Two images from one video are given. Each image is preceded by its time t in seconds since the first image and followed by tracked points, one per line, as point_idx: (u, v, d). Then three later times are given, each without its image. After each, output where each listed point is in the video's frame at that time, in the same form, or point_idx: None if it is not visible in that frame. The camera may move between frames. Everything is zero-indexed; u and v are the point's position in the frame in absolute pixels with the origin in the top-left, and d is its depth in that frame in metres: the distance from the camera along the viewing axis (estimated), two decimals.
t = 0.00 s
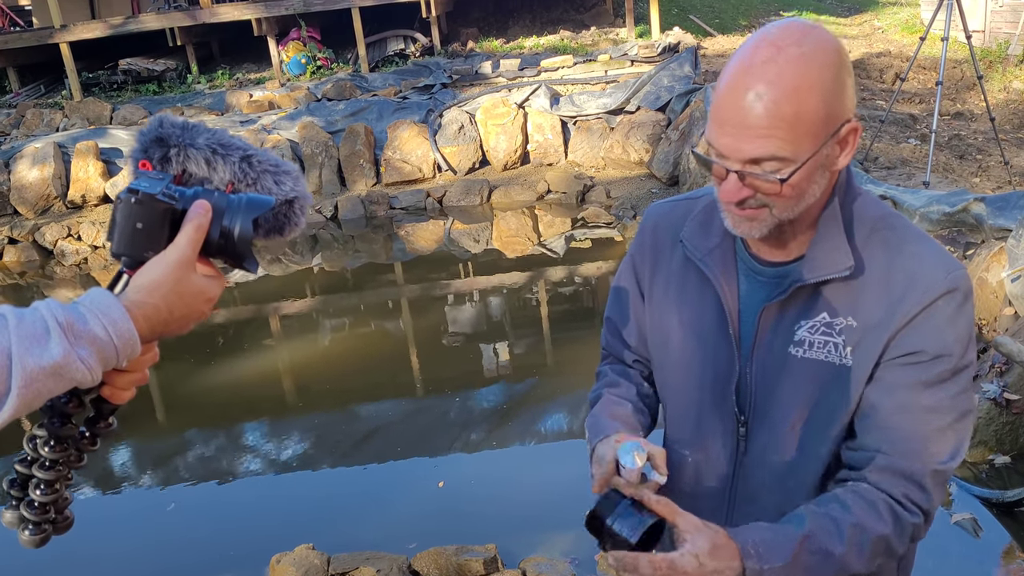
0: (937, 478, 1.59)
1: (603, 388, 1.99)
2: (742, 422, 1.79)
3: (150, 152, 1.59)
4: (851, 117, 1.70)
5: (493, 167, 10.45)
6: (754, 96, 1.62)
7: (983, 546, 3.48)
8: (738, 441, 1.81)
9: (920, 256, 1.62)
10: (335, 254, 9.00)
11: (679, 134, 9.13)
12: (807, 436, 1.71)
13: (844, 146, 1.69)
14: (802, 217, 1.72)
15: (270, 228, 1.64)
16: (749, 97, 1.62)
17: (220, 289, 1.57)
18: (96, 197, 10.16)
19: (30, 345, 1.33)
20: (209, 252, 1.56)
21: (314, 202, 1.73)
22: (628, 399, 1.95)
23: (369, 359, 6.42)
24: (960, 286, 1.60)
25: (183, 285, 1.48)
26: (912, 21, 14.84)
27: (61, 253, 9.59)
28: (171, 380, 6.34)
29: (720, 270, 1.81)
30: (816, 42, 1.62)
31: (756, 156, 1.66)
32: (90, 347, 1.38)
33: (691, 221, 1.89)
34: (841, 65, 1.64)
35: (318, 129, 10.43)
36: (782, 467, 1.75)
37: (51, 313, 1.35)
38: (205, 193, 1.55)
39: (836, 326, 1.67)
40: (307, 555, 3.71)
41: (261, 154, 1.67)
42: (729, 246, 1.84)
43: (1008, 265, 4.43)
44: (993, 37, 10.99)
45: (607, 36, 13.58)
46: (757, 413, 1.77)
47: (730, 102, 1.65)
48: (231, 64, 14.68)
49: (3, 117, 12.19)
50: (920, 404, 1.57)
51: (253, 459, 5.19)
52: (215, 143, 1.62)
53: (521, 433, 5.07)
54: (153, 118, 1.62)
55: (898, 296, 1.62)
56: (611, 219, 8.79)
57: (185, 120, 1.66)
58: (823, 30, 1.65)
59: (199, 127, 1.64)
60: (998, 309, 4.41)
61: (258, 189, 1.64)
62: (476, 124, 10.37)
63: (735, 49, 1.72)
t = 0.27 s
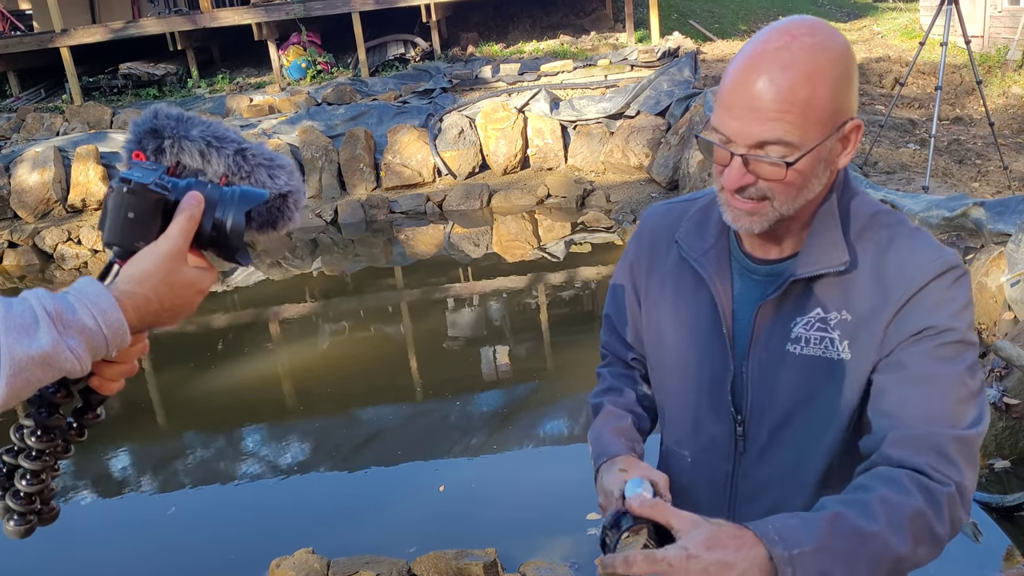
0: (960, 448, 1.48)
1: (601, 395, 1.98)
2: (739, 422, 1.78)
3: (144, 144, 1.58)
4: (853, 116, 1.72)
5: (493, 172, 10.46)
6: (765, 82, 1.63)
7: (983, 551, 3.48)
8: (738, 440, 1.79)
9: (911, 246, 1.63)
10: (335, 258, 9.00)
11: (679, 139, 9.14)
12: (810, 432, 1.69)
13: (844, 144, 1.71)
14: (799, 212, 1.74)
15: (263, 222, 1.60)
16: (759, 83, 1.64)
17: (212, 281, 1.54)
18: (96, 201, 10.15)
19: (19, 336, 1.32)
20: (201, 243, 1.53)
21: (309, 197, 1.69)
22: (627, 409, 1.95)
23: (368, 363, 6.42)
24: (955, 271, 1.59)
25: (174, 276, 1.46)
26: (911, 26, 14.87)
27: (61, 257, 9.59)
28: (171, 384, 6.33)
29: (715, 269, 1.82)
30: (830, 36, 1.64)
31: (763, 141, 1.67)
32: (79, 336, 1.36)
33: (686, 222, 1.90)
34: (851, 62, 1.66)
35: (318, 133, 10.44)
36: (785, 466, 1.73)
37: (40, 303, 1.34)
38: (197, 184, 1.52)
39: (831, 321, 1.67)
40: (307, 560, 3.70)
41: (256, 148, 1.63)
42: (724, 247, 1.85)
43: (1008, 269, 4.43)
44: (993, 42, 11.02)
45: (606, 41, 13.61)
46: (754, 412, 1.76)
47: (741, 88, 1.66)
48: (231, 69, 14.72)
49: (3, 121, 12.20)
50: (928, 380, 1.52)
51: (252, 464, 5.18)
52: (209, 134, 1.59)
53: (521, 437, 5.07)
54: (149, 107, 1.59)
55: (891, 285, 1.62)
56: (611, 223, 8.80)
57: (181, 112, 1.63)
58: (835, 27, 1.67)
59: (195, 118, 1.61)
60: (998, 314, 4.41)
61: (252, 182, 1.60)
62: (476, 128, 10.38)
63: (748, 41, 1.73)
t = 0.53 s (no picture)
0: (956, 470, 1.49)
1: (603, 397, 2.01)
2: (735, 432, 1.79)
3: (136, 129, 1.57)
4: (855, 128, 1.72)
5: (493, 175, 10.47)
6: (767, 74, 1.65)
7: (983, 555, 3.47)
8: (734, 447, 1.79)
9: (907, 258, 1.61)
10: (334, 262, 9.00)
11: (679, 143, 9.15)
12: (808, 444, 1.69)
13: (842, 153, 1.71)
14: (783, 218, 1.75)
15: (253, 210, 1.60)
16: (760, 75, 1.66)
17: (201, 267, 1.52)
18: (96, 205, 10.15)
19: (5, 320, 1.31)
20: (190, 229, 1.52)
21: (301, 186, 1.68)
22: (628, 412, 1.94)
23: (368, 366, 6.42)
24: (952, 284, 1.58)
25: (162, 261, 1.45)
26: (910, 30, 14.89)
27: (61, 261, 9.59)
28: (170, 387, 6.33)
29: (710, 278, 1.82)
30: (841, 42, 1.64)
31: (756, 133, 1.69)
32: (64, 321, 1.35)
33: (683, 229, 1.90)
34: (859, 72, 1.66)
35: (318, 137, 10.45)
36: (781, 475, 1.73)
37: (25, 287, 1.33)
38: (188, 168, 1.51)
39: (827, 333, 1.66)
40: (307, 563, 3.70)
41: (249, 136, 1.62)
42: (720, 255, 1.84)
43: (1007, 274, 4.43)
44: (992, 47, 11.04)
45: (606, 45, 13.63)
46: (749, 423, 1.76)
47: (746, 77, 1.68)
48: (231, 72, 14.74)
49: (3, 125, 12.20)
50: (924, 396, 1.52)
51: (251, 467, 5.18)
52: (202, 122, 1.58)
53: (520, 441, 5.07)
54: (141, 93, 1.57)
55: (887, 297, 1.61)
56: (611, 227, 8.80)
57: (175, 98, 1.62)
58: (849, 34, 1.67)
59: (188, 105, 1.60)
60: (998, 318, 4.41)
61: (244, 170, 1.60)
62: (476, 132, 10.38)
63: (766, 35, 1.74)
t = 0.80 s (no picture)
0: (948, 496, 1.53)
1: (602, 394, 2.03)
2: (731, 435, 1.78)
3: (126, 118, 1.48)
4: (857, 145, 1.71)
5: (493, 178, 10.47)
6: (769, 87, 1.64)
7: (982, 558, 3.47)
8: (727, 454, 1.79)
9: (911, 271, 1.61)
10: (333, 265, 9.00)
11: (677, 146, 9.16)
12: (803, 454, 1.69)
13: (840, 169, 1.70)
14: (782, 227, 1.74)
15: (244, 203, 1.50)
16: (761, 86, 1.65)
17: (188, 257, 1.45)
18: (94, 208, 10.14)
19: None
20: (178, 218, 1.45)
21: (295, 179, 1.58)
22: (625, 412, 1.98)
23: (367, 370, 6.41)
24: (954, 302, 1.58)
25: (147, 251, 1.38)
26: (908, 34, 14.93)
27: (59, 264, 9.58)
28: (169, 391, 6.31)
29: (710, 281, 1.82)
30: (848, 56, 1.62)
31: (753, 145, 1.69)
32: (48, 310, 1.27)
33: (684, 230, 1.91)
34: (864, 88, 1.65)
35: (317, 140, 10.45)
36: (774, 482, 1.73)
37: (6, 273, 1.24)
38: (176, 158, 1.43)
39: (830, 340, 1.65)
40: (306, 567, 3.68)
41: (242, 126, 1.52)
42: (721, 258, 1.84)
43: (1006, 276, 4.43)
44: (990, 50, 11.07)
45: (605, 48, 13.66)
46: (747, 427, 1.75)
47: (748, 88, 1.67)
48: (230, 76, 14.75)
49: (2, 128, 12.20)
50: (923, 416, 1.53)
51: (250, 471, 5.17)
52: (194, 111, 1.49)
53: (520, 444, 5.06)
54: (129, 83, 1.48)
55: (890, 309, 1.60)
56: (610, 230, 8.80)
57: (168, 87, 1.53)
58: (858, 49, 1.65)
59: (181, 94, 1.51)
60: (997, 320, 4.41)
61: (235, 162, 1.49)
62: (475, 135, 10.38)
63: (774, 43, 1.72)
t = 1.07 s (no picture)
0: (946, 508, 1.56)
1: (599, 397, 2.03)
2: (729, 442, 1.78)
3: (116, 114, 1.45)
4: (851, 147, 1.71)
5: (492, 182, 10.47)
6: (766, 85, 1.64)
7: (982, 561, 3.47)
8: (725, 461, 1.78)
9: (909, 280, 1.61)
10: (333, 268, 8.99)
11: (677, 149, 9.17)
12: (802, 461, 1.70)
13: (834, 170, 1.70)
14: (776, 229, 1.74)
15: (234, 202, 1.46)
16: (758, 84, 1.65)
17: (174, 256, 1.43)
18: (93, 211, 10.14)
19: None
20: (165, 216, 1.42)
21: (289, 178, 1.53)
22: (626, 418, 1.98)
23: (366, 373, 6.41)
24: (952, 312, 1.58)
25: (132, 248, 1.37)
26: (907, 38, 14.96)
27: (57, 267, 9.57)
28: (168, 395, 6.31)
29: (708, 286, 1.81)
30: (843, 58, 1.63)
31: (749, 143, 1.69)
32: (29, 307, 1.30)
33: (681, 235, 1.90)
34: (858, 91, 1.65)
35: (316, 144, 10.46)
36: (773, 490, 1.73)
37: None
38: (164, 155, 1.41)
39: (828, 348, 1.65)
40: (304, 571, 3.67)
41: (234, 124, 1.47)
42: (718, 264, 1.84)
43: (1005, 280, 4.43)
44: (988, 54, 11.08)
45: (604, 52, 13.68)
46: (745, 434, 1.75)
47: (745, 87, 1.67)
48: (229, 79, 14.77)
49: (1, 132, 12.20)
50: (921, 428, 1.55)
51: (249, 474, 5.16)
52: (184, 107, 1.44)
53: (519, 448, 5.05)
54: (121, 78, 1.44)
55: (888, 319, 1.60)
56: (609, 233, 8.81)
57: (160, 82, 1.48)
58: (853, 52, 1.66)
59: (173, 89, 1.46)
60: (996, 324, 4.40)
61: (225, 161, 1.45)
62: (474, 139, 10.39)
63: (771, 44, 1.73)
